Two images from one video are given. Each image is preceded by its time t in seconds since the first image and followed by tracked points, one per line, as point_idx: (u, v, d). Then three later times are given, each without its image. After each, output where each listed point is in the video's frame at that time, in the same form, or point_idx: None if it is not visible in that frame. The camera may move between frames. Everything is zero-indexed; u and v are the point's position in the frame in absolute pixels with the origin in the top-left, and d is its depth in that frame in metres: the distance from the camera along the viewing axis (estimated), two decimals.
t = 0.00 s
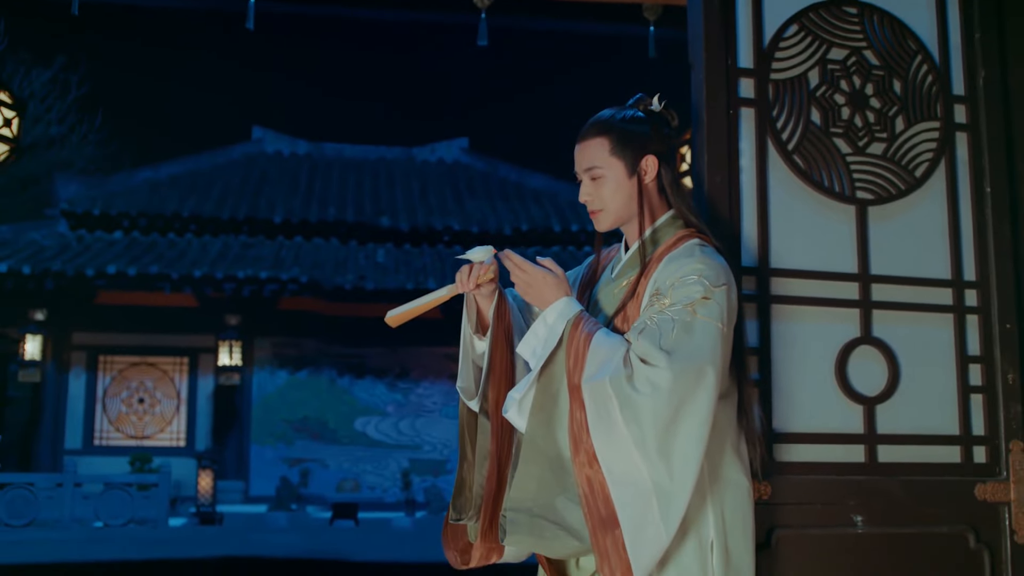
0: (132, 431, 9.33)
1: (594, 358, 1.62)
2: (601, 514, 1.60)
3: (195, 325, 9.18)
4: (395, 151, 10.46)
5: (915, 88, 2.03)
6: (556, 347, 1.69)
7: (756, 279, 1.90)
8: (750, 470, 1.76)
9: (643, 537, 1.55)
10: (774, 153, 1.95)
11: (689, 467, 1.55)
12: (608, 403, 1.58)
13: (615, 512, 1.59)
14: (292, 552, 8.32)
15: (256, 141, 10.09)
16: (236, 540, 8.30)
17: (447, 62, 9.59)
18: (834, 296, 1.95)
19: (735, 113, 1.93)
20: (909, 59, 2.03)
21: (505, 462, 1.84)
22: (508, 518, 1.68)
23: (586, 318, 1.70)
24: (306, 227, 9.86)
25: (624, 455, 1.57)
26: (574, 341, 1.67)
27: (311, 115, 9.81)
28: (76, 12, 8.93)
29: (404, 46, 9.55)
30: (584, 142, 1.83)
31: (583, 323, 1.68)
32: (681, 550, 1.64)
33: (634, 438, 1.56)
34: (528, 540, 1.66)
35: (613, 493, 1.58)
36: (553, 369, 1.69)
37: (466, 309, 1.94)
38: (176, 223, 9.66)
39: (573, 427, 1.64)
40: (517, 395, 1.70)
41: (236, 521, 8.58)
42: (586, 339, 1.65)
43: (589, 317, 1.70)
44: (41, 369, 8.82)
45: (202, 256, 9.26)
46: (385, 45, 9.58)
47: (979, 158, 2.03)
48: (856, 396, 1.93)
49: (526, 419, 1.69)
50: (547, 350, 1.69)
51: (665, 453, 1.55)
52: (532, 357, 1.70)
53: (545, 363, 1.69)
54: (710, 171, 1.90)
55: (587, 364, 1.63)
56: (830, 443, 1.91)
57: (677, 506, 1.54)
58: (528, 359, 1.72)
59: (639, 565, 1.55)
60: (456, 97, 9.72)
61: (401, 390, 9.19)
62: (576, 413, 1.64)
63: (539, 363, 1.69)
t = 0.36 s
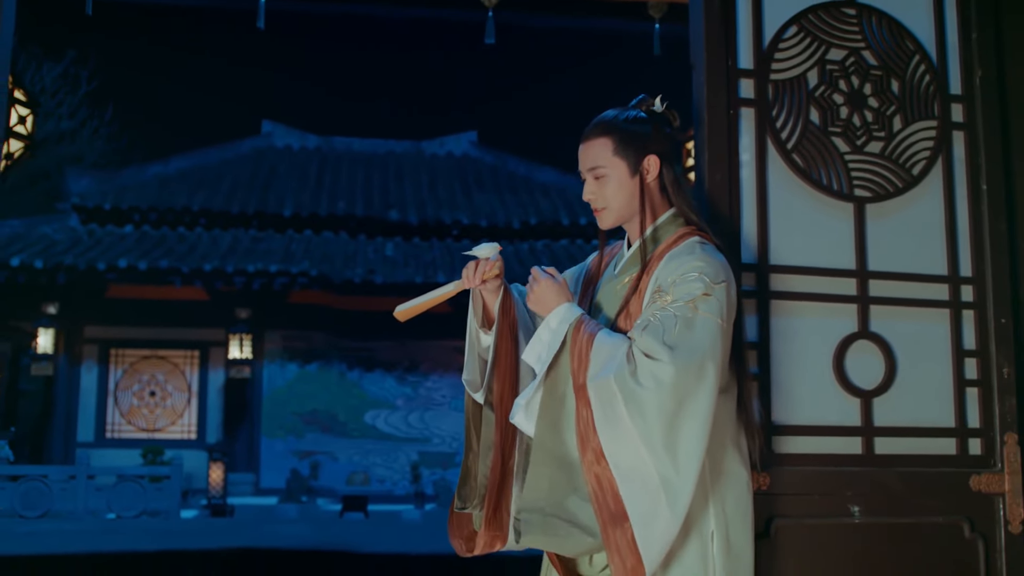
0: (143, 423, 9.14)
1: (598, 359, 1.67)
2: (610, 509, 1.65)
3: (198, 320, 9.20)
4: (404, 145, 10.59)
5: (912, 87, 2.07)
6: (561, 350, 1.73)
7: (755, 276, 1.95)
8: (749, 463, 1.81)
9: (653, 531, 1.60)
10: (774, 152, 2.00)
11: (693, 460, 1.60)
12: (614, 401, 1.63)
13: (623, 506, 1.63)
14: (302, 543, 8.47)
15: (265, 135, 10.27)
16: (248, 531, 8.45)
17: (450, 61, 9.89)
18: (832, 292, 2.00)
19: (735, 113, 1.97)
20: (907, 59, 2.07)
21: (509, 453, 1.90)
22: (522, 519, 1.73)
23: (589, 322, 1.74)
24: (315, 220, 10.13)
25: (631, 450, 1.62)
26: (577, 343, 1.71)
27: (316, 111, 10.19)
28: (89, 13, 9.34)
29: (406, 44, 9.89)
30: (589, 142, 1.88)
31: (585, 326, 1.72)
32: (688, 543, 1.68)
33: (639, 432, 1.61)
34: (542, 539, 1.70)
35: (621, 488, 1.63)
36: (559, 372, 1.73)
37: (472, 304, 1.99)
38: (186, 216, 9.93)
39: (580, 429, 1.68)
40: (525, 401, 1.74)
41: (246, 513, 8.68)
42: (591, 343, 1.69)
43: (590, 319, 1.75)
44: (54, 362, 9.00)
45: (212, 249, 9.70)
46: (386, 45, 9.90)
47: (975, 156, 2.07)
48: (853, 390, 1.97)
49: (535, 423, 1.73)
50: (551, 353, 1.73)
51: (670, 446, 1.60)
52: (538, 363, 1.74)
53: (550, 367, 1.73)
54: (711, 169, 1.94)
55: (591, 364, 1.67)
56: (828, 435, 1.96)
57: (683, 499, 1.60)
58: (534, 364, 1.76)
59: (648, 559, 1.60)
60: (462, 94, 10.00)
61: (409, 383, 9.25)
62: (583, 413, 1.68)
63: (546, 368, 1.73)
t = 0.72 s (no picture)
0: (159, 418, 9.69)
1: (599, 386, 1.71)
2: (639, 524, 1.69)
3: (215, 314, 9.66)
4: (416, 141, 10.88)
5: (914, 88, 2.10)
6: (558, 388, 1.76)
7: (759, 274, 2.00)
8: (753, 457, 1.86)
9: (679, 535, 1.65)
10: (778, 153, 2.04)
11: (707, 458, 1.65)
12: (623, 415, 1.68)
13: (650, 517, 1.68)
14: (315, 535, 8.53)
15: (279, 131, 10.72)
16: (264, 524, 8.64)
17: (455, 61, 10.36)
18: (835, 289, 2.04)
19: (740, 115, 2.02)
20: (909, 61, 2.11)
21: (519, 446, 1.96)
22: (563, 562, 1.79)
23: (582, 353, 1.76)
24: (329, 216, 10.45)
25: (647, 457, 1.68)
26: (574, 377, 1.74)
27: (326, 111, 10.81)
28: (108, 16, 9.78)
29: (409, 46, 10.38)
30: (598, 143, 1.91)
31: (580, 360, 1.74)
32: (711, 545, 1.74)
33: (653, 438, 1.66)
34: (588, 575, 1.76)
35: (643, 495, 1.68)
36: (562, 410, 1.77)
37: (483, 300, 2.02)
38: (201, 213, 10.22)
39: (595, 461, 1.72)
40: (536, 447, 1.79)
41: (261, 505, 9.02)
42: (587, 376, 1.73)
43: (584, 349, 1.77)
44: (70, 357, 9.39)
45: (228, 245, 9.95)
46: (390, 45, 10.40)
47: (976, 156, 2.10)
48: (854, 385, 2.02)
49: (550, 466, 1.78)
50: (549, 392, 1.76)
51: (684, 447, 1.66)
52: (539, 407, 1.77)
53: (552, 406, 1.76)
54: (715, 170, 1.99)
55: (592, 388, 1.72)
56: (831, 429, 2.01)
57: (702, 499, 1.65)
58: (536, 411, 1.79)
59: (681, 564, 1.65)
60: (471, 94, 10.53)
61: (423, 378, 9.87)
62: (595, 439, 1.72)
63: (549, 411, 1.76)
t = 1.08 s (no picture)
0: (175, 410, 10.23)
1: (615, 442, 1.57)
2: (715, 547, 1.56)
3: (230, 307, 10.09)
4: (431, 134, 11.20)
5: (917, 86, 2.14)
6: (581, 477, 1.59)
7: (764, 269, 2.05)
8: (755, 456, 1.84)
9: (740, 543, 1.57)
10: (783, 151, 2.09)
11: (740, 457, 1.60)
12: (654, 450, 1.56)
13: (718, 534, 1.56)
14: (332, 527, 8.45)
15: (293, 125, 11.00)
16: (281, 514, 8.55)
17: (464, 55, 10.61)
18: (838, 284, 2.09)
19: (745, 114, 2.07)
20: (912, 60, 2.15)
21: (528, 435, 1.94)
22: None
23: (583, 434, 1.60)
24: (343, 209, 10.46)
25: (689, 475, 1.57)
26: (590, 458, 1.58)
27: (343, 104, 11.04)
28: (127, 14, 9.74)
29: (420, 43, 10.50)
30: (609, 141, 1.90)
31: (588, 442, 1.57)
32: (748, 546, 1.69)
33: (686, 454, 1.57)
34: None
35: (706, 516, 1.56)
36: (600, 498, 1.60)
37: (494, 294, 2.03)
38: (217, 206, 10.35)
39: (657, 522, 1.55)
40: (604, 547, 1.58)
41: (276, 498, 9.35)
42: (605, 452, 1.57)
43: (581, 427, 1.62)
44: (87, 350, 9.85)
45: (243, 239, 10.04)
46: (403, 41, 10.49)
47: (979, 153, 2.14)
48: (858, 377, 2.07)
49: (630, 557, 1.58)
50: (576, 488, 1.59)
51: (719, 451, 1.58)
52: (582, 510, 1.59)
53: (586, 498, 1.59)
54: (722, 167, 2.04)
55: (614, 446, 1.57)
56: (835, 421, 2.06)
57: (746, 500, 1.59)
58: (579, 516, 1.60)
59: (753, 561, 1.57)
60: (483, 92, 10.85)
61: (438, 371, 10.25)
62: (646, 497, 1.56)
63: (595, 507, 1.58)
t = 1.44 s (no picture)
0: (191, 399, 10.50)
1: (711, 474, 1.52)
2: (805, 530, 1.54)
3: (244, 296, 10.45)
4: (444, 124, 11.32)
5: (920, 81, 2.18)
6: (689, 523, 1.51)
7: (769, 261, 2.10)
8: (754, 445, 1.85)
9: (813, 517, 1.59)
10: (788, 145, 2.13)
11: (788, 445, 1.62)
12: (750, 466, 1.52)
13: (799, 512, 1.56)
14: (347, 514, 8.52)
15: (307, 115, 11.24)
16: (296, 502, 8.64)
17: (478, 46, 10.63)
18: (842, 275, 2.14)
19: (751, 109, 2.11)
20: (916, 55, 2.19)
21: (539, 421, 1.99)
22: None
23: (681, 482, 1.52)
24: (356, 199, 10.51)
25: (770, 473, 1.54)
26: (697, 500, 1.51)
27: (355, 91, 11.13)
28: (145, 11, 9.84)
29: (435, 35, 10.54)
30: (617, 137, 1.88)
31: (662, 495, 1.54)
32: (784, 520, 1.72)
33: (762, 453, 1.54)
34: None
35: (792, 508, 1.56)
36: (719, 541, 1.50)
37: (505, 284, 2.07)
38: (232, 196, 10.34)
39: (775, 537, 1.50)
40: None
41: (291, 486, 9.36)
42: (709, 488, 1.51)
43: (670, 476, 1.53)
44: (104, 340, 10.01)
45: (257, 229, 10.06)
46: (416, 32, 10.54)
47: (981, 146, 2.18)
48: (861, 366, 2.12)
49: None
50: (685, 540, 1.51)
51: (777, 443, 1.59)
52: (707, 553, 1.50)
53: (706, 544, 1.50)
54: (729, 162, 2.08)
55: (700, 475, 1.52)
56: (839, 409, 2.10)
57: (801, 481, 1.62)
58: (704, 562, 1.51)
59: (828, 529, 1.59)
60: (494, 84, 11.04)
61: (451, 360, 10.53)
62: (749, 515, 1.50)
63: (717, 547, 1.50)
